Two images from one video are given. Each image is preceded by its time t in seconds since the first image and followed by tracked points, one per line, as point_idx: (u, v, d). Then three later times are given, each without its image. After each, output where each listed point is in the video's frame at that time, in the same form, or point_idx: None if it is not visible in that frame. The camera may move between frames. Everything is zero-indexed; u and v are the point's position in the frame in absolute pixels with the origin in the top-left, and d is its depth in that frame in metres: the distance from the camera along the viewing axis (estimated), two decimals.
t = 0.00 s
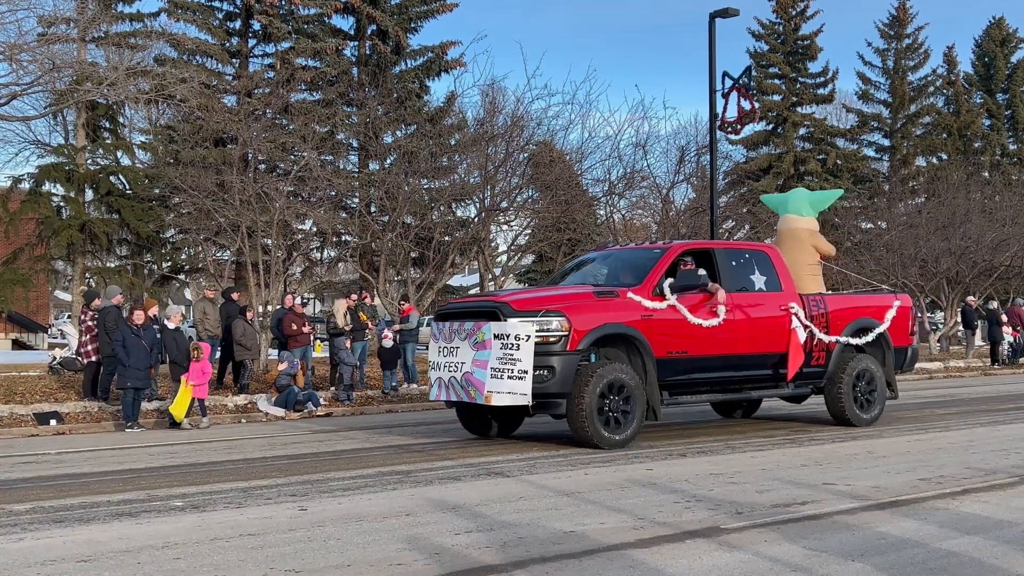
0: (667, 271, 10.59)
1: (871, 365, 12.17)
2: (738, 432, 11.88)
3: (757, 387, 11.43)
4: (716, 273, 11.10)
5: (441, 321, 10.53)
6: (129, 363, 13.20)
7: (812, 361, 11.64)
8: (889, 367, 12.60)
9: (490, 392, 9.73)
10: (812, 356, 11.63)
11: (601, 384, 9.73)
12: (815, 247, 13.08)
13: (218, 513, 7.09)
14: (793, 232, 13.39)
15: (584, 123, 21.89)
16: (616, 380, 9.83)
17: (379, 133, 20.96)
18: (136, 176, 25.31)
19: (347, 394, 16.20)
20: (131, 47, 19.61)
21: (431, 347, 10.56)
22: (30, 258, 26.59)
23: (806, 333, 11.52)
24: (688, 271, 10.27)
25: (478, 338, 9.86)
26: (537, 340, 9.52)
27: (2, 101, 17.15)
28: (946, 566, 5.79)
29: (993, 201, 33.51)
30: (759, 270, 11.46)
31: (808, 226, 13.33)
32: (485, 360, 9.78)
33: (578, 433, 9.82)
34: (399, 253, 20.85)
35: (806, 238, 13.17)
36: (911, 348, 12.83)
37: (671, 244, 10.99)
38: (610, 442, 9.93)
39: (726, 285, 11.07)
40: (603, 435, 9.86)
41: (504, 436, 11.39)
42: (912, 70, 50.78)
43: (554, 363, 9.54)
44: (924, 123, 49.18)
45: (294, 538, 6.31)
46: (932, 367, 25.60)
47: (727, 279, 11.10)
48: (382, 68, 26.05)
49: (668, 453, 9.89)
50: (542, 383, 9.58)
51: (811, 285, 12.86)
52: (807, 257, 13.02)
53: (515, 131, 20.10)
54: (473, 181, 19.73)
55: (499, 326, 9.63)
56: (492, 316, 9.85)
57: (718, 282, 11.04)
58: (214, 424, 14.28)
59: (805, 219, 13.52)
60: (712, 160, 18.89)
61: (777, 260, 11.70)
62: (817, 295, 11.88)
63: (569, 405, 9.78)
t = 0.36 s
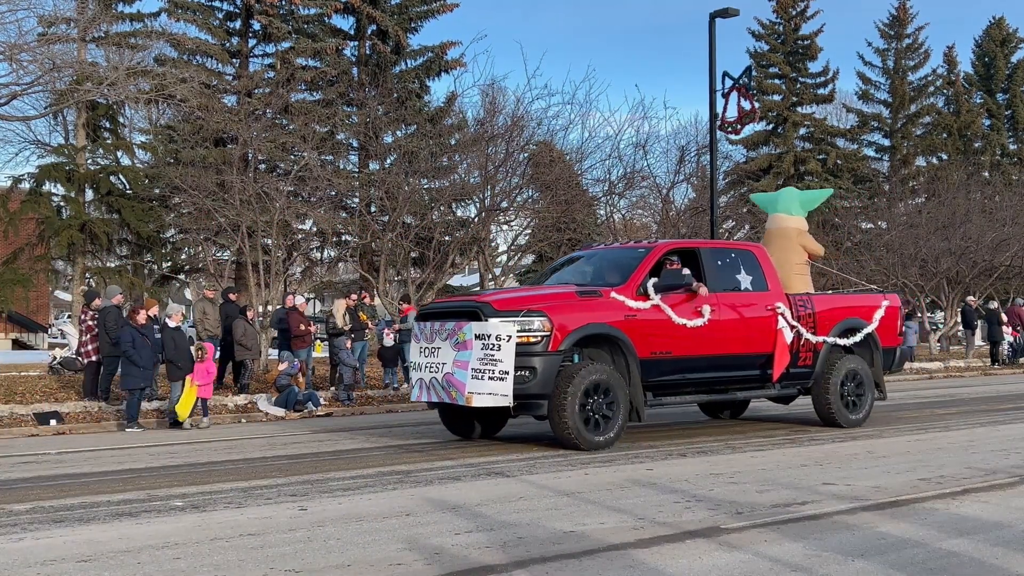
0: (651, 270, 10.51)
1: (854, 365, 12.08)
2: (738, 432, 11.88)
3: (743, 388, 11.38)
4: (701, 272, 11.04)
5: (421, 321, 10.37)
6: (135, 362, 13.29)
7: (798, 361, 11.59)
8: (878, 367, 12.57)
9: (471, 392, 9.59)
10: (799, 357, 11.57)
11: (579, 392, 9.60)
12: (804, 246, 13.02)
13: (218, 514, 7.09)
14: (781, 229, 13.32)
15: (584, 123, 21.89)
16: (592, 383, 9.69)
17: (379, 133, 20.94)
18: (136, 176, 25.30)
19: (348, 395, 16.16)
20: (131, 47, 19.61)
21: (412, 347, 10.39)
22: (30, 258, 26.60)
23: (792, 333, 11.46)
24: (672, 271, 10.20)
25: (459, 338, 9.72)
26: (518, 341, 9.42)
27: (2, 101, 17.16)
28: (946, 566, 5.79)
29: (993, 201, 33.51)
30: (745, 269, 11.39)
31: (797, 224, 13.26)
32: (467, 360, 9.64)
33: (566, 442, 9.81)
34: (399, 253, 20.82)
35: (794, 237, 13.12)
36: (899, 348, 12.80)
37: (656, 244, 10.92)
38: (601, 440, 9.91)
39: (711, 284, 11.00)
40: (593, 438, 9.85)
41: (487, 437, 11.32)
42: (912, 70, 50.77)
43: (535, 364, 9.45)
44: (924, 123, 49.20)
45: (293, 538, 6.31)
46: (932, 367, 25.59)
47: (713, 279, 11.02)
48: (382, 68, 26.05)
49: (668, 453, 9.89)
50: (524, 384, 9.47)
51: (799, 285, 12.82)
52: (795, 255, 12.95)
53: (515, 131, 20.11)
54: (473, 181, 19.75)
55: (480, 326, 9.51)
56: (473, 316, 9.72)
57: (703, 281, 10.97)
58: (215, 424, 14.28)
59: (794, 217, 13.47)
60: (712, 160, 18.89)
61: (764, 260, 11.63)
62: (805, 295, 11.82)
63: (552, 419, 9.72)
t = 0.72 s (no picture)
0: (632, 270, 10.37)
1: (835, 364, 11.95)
2: (738, 432, 11.88)
3: (725, 389, 11.27)
4: (682, 271, 10.89)
5: (397, 320, 10.17)
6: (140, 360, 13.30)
7: (782, 362, 11.45)
8: (863, 368, 12.46)
9: (446, 394, 9.42)
10: (782, 357, 11.44)
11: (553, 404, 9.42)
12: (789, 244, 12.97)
13: (218, 513, 7.10)
14: (762, 229, 13.24)
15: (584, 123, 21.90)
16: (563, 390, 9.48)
17: (379, 133, 20.92)
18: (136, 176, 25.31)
19: (347, 394, 16.22)
20: (131, 48, 19.62)
21: (388, 348, 10.21)
22: (30, 258, 26.61)
23: (776, 333, 11.33)
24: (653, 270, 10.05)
25: (435, 338, 9.54)
26: (494, 341, 9.25)
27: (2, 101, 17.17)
28: (946, 566, 5.79)
29: (993, 201, 33.52)
30: (727, 268, 11.25)
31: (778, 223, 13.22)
32: (442, 361, 9.46)
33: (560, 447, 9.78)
34: (399, 253, 20.78)
35: (779, 236, 13.04)
36: (884, 349, 12.68)
37: (637, 243, 10.78)
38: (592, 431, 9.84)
39: (693, 284, 10.86)
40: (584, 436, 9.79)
41: (465, 439, 11.20)
42: (912, 70, 50.77)
43: (512, 365, 9.28)
44: (924, 123, 49.21)
45: (293, 538, 6.32)
46: (933, 367, 25.59)
47: (694, 278, 10.88)
48: (382, 68, 26.04)
49: (668, 453, 9.90)
50: (500, 385, 9.32)
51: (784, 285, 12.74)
52: (780, 254, 12.87)
53: (515, 131, 20.11)
54: (473, 181, 19.75)
55: (456, 326, 9.33)
56: (449, 316, 9.53)
57: (684, 280, 10.83)
58: (215, 424, 14.28)
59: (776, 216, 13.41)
60: (712, 160, 18.90)
61: (747, 259, 11.49)
62: (789, 295, 11.67)
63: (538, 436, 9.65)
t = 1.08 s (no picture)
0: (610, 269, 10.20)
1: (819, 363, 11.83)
2: (738, 432, 11.87)
3: (707, 390, 11.09)
4: (663, 270, 10.71)
5: (374, 321, 10.06)
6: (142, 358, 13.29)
7: (764, 362, 11.32)
8: (848, 369, 12.29)
9: (421, 395, 9.28)
10: (765, 357, 11.31)
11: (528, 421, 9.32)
12: (772, 244, 12.97)
13: (218, 513, 7.10)
14: (745, 228, 13.19)
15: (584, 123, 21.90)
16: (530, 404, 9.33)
17: (379, 133, 20.92)
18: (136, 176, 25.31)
19: (347, 394, 16.16)
20: (131, 48, 19.61)
21: (365, 349, 10.08)
22: (30, 258, 26.60)
23: (758, 333, 11.16)
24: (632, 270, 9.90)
25: (411, 338, 9.40)
26: (470, 341, 9.11)
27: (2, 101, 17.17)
28: (946, 566, 5.79)
29: (993, 201, 33.53)
30: (709, 267, 11.05)
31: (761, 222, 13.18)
32: (417, 362, 9.32)
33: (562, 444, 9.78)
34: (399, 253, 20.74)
35: (763, 235, 13.00)
36: (870, 349, 12.53)
37: (617, 241, 10.62)
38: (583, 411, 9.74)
39: (674, 283, 10.67)
40: (577, 423, 9.70)
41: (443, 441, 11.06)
42: (912, 70, 50.77)
43: (487, 366, 9.13)
44: (923, 123, 49.21)
45: (293, 538, 6.32)
46: (932, 367, 25.58)
47: (675, 278, 10.70)
48: (382, 68, 26.02)
49: (668, 453, 9.89)
50: (475, 387, 9.17)
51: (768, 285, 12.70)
52: (764, 254, 12.85)
53: (515, 131, 20.12)
54: (473, 181, 19.75)
55: (431, 326, 9.20)
56: (424, 315, 9.41)
57: (665, 280, 10.66)
58: (215, 424, 14.29)
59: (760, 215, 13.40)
60: (712, 160, 18.91)
61: (730, 258, 11.28)
62: (771, 295, 11.55)
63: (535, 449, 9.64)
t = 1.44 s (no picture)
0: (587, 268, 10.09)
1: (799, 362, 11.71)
2: (739, 432, 11.87)
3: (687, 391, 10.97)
4: (642, 269, 10.60)
5: (345, 321, 9.94)
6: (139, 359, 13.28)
7: (745, 363, 11.17)
8: (831, 370, 12.15)
9: (392, 397, 9.20)
10: (745, 358, 11.16)
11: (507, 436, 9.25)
12: (755, 243, 12.70)
13: (218, 513, 7.10)
14: (728, 227, 12.90)
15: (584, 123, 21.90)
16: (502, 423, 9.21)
17: (379, 133, 20.91)
18: (136, 176, 25.32)
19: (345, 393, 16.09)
20: (131, 47, 19.61)
21: (336, 349, 9.98)
22: (30, 258, 26.59)
23: (738, 334, 11.05)
24: (609, 268, 9.80)
25: (381, 339, 9.31)
26: (442, 341, 9.00)
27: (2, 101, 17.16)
28: (946, 566, 5.79)
29: (993, 201, 33.55)
30: (689, 267, 10.94)
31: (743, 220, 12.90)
32: (388, 363, 9.23)
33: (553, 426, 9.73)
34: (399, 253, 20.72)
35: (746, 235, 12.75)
36: (854, 350, 12.39)
37: (595, 240, 10.51)
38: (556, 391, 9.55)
39: (652, 282, 10.56)
40: (556, 405, 9.56)
41: (418, 443, 10.87)
42: (912, 70, 50.76)
43: (459, 367, 9.04)
44: (923, 124, 49.21)
45: (293, 539, 6.32)
46: (932, 366, 25.57)
47: (654, 277, 10.58)
48: (382, 68, 26.02)
49: (668, 453, 9.90)
50: (447, 388, 9.07)
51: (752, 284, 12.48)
52: (746, 254, 12.58)
53: (515, 131, 20.13)
54: (473, 181, 19.77)
55: (402, 327, 9.09)
56: (395, 316, 9.31)
57: (643, 279, 10.54)
58: (215, 424, 14.30)
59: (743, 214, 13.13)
60: (711, 160, 18.90)
61: (710, 257, 11.17)
62: (752, 295, 11.38)
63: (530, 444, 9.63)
